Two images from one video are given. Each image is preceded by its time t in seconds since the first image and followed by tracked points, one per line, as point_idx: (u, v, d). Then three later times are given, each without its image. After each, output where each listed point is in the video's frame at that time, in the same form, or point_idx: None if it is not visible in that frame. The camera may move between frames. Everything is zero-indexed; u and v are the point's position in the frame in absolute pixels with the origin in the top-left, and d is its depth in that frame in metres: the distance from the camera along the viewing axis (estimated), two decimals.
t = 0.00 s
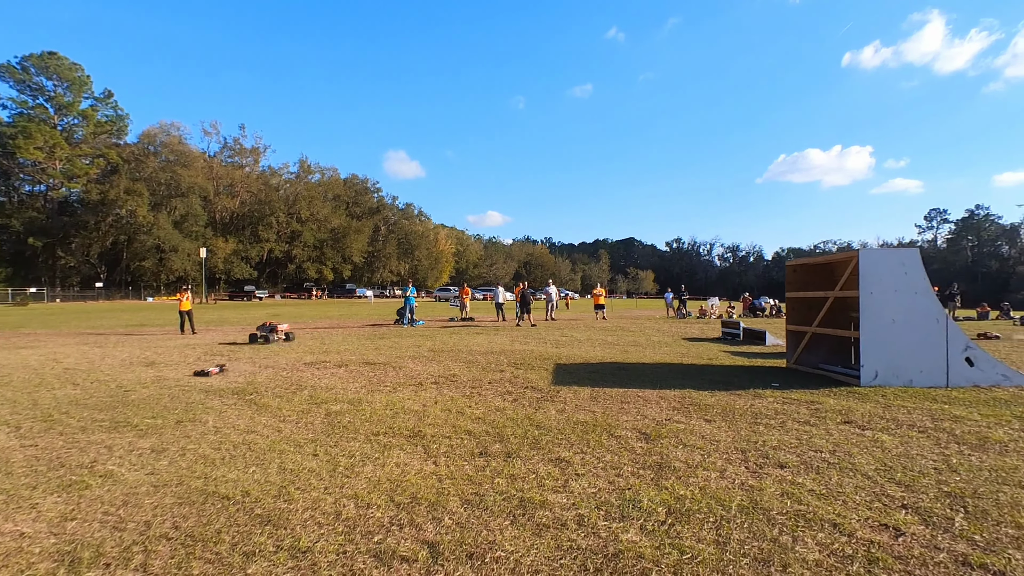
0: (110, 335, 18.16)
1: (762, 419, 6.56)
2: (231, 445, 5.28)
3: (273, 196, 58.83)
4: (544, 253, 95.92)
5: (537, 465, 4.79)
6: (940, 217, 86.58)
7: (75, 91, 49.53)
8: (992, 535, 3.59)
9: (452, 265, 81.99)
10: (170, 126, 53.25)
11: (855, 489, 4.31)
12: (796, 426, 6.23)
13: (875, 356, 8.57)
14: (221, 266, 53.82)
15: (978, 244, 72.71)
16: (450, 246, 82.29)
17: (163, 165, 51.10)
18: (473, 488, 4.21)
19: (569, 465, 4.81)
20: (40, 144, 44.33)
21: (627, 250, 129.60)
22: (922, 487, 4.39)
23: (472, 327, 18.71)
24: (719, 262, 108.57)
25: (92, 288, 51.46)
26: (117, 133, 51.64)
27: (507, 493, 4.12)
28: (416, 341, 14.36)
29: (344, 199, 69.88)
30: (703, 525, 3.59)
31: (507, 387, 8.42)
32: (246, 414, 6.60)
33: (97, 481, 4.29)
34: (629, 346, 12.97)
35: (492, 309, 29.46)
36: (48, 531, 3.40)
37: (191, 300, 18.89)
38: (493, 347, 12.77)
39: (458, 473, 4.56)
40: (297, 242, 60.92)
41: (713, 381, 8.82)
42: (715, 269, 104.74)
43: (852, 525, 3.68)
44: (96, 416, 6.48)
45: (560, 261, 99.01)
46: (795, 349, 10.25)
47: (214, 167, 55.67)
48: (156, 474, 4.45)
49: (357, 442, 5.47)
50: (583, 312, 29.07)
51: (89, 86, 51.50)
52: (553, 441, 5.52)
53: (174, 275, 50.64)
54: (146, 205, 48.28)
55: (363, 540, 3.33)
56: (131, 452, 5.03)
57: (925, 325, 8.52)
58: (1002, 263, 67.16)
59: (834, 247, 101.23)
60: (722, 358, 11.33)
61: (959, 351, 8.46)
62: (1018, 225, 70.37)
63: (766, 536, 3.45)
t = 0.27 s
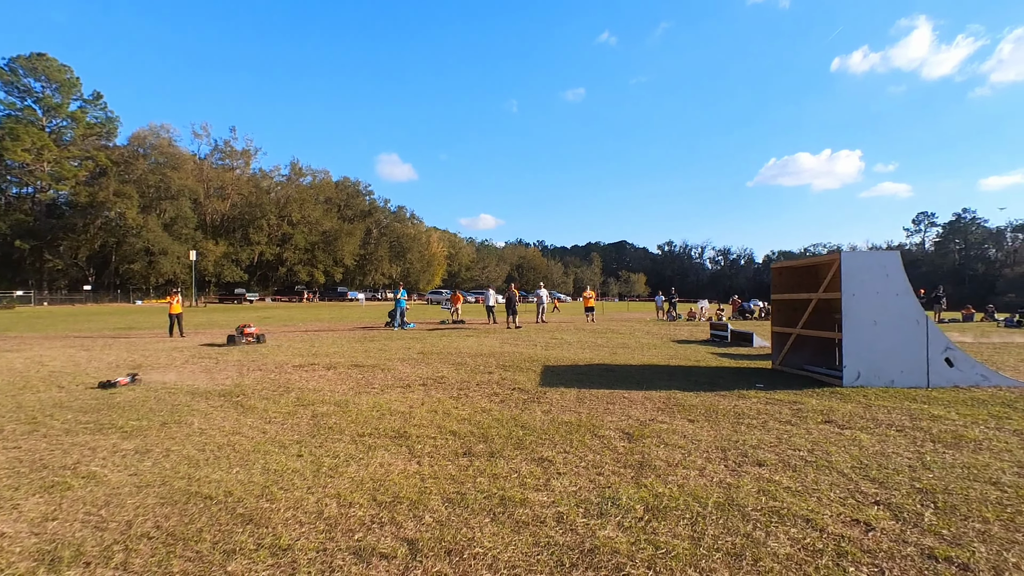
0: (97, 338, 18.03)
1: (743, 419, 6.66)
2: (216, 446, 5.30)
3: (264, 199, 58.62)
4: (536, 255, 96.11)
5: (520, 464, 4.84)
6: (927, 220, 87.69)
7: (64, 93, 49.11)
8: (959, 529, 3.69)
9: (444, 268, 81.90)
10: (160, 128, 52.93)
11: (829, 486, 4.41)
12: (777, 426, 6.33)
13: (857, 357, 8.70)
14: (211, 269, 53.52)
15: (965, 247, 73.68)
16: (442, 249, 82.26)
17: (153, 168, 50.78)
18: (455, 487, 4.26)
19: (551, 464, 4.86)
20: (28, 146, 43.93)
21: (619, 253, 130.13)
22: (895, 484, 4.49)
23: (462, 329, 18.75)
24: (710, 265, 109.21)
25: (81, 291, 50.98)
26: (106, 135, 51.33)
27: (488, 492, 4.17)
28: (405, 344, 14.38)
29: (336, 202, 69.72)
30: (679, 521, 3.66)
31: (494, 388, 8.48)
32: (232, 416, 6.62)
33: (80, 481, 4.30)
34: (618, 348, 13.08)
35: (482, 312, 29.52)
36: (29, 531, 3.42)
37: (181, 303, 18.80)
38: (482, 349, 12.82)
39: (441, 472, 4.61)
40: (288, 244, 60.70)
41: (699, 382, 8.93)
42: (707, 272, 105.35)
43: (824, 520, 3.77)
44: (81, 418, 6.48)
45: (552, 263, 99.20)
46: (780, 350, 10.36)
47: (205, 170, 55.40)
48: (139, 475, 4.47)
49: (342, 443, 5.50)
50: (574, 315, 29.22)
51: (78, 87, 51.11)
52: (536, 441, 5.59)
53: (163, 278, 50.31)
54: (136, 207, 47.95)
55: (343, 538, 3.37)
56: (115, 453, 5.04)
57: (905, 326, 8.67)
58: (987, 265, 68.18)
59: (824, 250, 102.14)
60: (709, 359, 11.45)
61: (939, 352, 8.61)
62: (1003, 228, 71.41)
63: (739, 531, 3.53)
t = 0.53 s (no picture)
0: (79, 340, 17.84)
1: (717, 419, 6.78)
2: (190, 447, 5.31)
3: (252, 201, 58.28)
4: (526, 259, 96.27)
5: (493, 464, 4.91)
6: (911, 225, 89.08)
7: (49, 94, 48.60)
8: (912, 523, 3.81)
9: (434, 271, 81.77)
10: (147, 129, 52.47)
11: (793, 483, 4.52)
12: (749, 426, 6.46)
13: (832, 358, 8.87)
14: (198, 272, 53.10)
15: (948, 251, 74.87)
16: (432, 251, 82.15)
17: (139, 169, 50.32)
18: (427, 486, 4.32)
19: (523, 463, 4.94)
20: (11, 147, 43.35)
21: (609, 256, 130.66)
22: (857, 481, 4.62)
23: (448, 332, 18.78)
24: (699, 269, 110.03)
25: (64, 294, 50.34)
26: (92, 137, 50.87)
27: (459, 491, 4.23)
28: (390, 347, 14.38)
29: (324, 205, 69.45)
30: (643, 517, 3.75)
31: (475, 390, 8.54)
32: (210, 417, 6.62)
33: (50, 481, 4.30)
34: (601, 351, 13.19)
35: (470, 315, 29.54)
36: None
37: (167, 305, 18.63)
38: (466, 352, 12.88)
39: (414, 472, 4.66)
40: (276, 247, 60.38)
41: (678, 384, 9.05)
42: (696, 276, 106.09)
43: (784, 516, 3.87)
44: (57, 419, 6.44)
45: (542, 267, 99.42)
46: (759, 352, 10.52)
47: (192, 172, 54.98)
48: (111, 475, 4.48)
49: (318, 444, 5.54)
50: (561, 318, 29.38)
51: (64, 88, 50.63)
52: (511, 441, 5.66)
53: (148, 281, 49.88)
54: (121, 209, 47.49)
55: (312, 535, 3.42)
56: (88, 454, 5.03)
57: (878, 329, 8.87)
58: (970, 270, 69.61)
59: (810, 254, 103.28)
60: (690, 361, 11.60)
61: (911, 354, 8.80)
62: (985, 233, 72.67)
63: (700, 526, 3.63)
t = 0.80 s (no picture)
0: (66, 343, 17.69)
1: (700, 422, 6.86)
2: (174, 450, 5.32)
3: (244, 203, 58.02)
4: (519, 261, 96.32)
5: (475, 467, 4.96)
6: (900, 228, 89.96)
7: (38, 94, 48.19)
8: (882, 525, 3.91)
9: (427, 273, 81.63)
10: (138, 130, 52.16)
11: (769, 486, 4.60)
12: (731, 429, 6.55)
13: (815, 362, 8.99)
14: (189, 273, 52.82)
15: (936, 255, 75.68)
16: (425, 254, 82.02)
17: (129, 171, 49.99)
18: (407, 489, 4.36)
19: (505, 466, 4.99)
20: None
21: (602, 259, 130.94)
22: (831, 484, 4.71)
23: (439, 335, 18.79)
24: (692, 272, 110.52)
25: (52, 296, 49.86)
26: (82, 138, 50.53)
27: (439, 493, 4.28)
28: (379, 350, 14.37)
29: (317, 207, 69.25)
30: (619, 519, 3.82)
31: (462, 393, 8.58)
32: (195, 420, 6.62)
33: (32, 485, 4.31)
34: (591, 354, 13.27)
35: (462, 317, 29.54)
36: None
37: (158, 307, 18.52)
38: (456, 355, 12.91)
39: (396, 475, 4.71)
40: (267, 249, 60.07)
41: (664, 387, 9.15)
42: (688, 279, 106.57)
43: (757, 517, 3.95)
44: (40, 423, 6.42)
45: (535, 269, 99.52)
46: (745, 355, 10.65)
47: (183, 173, 54.69)
48: (93, 478, 4.48)
49: (302, 447, 5.56)
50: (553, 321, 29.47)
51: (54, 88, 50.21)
52: (494, 444, 5.71)
53: (138, 283, 49.52)
54: (111, 210, 47.15)
55: (290, 537, 3.46)
56: (71, 458, 5.04)
57: (860, 333, 9.00)
58: (958, 274, 69.96)
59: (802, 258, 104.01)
60: (678, 364, 11.70)
61: (893, 358, 8.93)
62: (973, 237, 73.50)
63: (674, 528, 3.70)
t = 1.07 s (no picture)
0: (66, 348, 17.68)
1: (701, 431, 6.89)
2: (177, 460, 5.33)
3: (243, 207, 58.10)
4: (519, 265, 96.41)
5: (478, 477, 4.97)
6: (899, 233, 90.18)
7: (38, 97, 48.24)
8: (883, 538, 3.93)
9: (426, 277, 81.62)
10: (138, 133, 52.20)
11: (771, 497, 4.61)
12: (732, 438, 6.57)
13: (815, 370, 9.02)
14: (188, 277, 52.88)
15: (935, 260, 75.78)
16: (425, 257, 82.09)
17: (129, 174, 50.03)
18: (411, 500, 4.38)
19: (507, 477, 5.00)
20: None
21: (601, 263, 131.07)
22: (833, 495, 4.72)
23: (439, 340, 18.79)
24: (691, 276, 110.65)
25: (51, 300, 49.85)
26: (82, 141, 50.63)
27: (443, 505, 4.29)
28: (380, 355, 14.38)
29: (316, 210, 69.32)
30: (622, 532, 3.83)
31: (463, 400, 8.61)
32: (197, 429, 6.63)
33: (36, 496, 4.32)
34: (591, 360, 13.31)
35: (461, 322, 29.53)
36: None
37: (160, 312, 18.53)
38: (456, 361, 12.91)
39: (399, 485, 4.73)
40: (267, 252, 60.04)
41: (665, 394, 9.18)
42: (687, 283, 106.69)
43: (759, 530, 3.96)
44: (43, 431, 6.43)
45: (535, 273, 99.56)
46: (745, 362, 10.68)
47: (183, 177, 54.74)
48: (97, 488, 4.50)
49: (304, 457, 5.57)
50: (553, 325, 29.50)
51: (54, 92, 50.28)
52: (496, 453, 5.72)
53: (137, 286, 49.50)
54: (111, 214, 47.18)
55: (295, 551, 3.47)
56: (75, 467, 5.05)
57: (861, 341, 9.04)
58: (957, 279, 69.83)
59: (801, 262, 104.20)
60: (678, 371, 11.74)
61: (893, 366, 8.97)
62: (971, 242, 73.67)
63: (678, 541, 3.71)
